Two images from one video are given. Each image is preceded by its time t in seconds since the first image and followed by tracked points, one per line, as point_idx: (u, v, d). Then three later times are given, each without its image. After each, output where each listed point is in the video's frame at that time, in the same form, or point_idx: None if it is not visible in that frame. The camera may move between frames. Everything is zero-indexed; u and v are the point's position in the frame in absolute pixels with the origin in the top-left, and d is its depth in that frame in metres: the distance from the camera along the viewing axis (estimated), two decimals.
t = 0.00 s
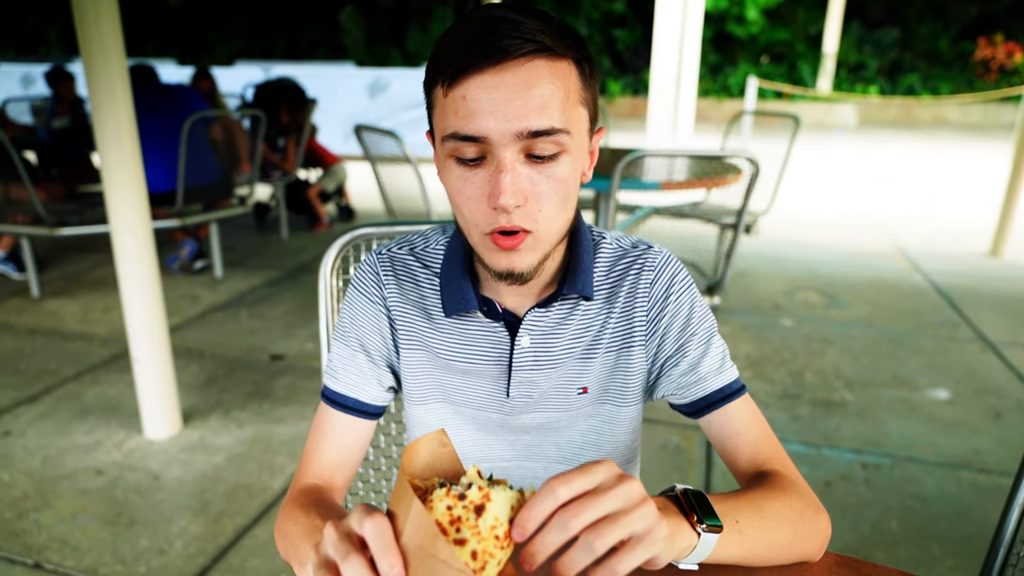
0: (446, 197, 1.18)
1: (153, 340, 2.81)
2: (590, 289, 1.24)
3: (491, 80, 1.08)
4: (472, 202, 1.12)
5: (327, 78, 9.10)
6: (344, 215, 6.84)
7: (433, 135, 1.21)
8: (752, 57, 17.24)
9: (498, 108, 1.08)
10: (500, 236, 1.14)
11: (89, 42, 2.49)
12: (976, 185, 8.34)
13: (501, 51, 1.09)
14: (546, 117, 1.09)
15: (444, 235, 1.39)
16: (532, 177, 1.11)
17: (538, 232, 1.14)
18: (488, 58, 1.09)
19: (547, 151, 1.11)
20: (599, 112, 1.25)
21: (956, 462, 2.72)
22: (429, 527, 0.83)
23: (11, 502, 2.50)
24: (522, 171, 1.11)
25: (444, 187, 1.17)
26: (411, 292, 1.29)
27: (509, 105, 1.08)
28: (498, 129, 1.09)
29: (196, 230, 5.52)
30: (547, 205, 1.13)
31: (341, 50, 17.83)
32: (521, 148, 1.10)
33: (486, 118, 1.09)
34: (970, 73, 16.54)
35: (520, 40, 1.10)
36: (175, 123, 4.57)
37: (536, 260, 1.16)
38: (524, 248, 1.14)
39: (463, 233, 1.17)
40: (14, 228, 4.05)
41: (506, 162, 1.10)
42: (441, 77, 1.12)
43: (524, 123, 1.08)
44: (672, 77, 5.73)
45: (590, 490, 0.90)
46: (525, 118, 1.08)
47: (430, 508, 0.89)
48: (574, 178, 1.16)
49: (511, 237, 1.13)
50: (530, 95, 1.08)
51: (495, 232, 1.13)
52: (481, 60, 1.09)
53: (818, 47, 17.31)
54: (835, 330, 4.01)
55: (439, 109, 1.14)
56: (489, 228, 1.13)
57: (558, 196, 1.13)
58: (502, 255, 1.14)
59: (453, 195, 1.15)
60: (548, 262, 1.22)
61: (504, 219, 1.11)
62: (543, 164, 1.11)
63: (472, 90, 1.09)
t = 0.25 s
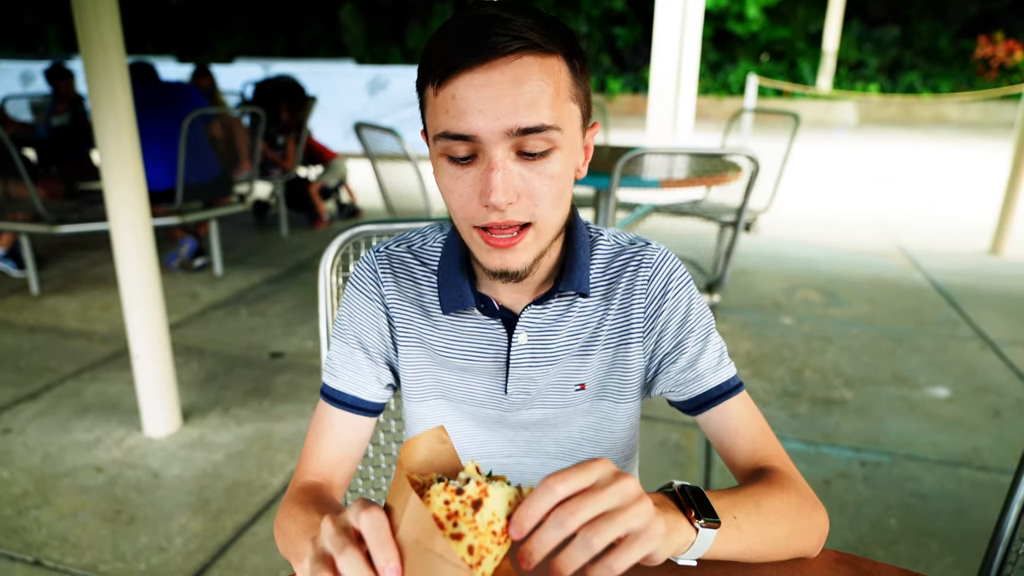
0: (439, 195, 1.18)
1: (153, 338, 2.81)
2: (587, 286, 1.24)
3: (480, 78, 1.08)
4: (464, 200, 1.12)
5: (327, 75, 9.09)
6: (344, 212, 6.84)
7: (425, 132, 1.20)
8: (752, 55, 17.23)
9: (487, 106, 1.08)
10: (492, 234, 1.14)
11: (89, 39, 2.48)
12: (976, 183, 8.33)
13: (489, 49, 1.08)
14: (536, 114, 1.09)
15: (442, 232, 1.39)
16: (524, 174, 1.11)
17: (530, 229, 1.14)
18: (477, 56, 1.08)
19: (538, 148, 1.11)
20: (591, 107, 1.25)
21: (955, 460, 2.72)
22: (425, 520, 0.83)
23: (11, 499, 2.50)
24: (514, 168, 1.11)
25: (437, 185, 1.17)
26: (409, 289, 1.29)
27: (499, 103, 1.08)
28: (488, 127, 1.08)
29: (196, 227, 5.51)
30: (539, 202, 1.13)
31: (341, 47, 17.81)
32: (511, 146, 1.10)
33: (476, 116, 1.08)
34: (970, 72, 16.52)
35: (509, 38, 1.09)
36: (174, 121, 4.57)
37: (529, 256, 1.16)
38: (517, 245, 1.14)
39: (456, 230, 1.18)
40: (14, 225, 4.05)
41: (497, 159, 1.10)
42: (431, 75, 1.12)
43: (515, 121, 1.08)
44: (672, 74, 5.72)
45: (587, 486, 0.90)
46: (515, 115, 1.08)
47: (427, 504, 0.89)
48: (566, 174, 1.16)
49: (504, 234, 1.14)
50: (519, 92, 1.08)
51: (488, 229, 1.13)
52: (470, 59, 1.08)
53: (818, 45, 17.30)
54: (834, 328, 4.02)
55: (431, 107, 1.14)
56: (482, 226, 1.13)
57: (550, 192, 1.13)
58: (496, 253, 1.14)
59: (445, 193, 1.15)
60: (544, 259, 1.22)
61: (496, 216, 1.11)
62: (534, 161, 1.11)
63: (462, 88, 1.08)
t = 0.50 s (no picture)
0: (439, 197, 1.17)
1: (153, 337, 2.81)
2: (588, 286, 1.24)
3: (478, 79, 1.08)
4: (464, 202, 1.12)
5: (327, 74, 9.08)
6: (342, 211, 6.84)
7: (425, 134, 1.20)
8: (752, 53, 17.23)
9: (485, 107, 1.07)
10: (492, 236, 1.13)
11: (89, 37, 2.48)
12: (976, 181, 8.33)
13: (487, 50, 1.08)
14: (534, 115, 1.08)
15: (443, 232, 1.38)
16: (522, 176, 1.11)
17: (530, 230, 1.14)
18: (475, 58, 1.08)
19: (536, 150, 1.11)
20: (591, 107, 1.24)
21: (956, 458, 2.72)
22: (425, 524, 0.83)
23: (11, 498, 2.50)
24: (512, 169, 1.10)
25: (437, 187, 1.17)
26: (409, 288, 1.29)
27: (497, 104, 1.07)
28: (486, 129, 1.08)
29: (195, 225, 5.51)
30: (537, 203, 1.12)
31: (340, 46, 17.80)
32: (509, 147, 1.10)
33: (474, 118, 1.08)
34: (970, 69, 16.50)
35: (506, 40, 1.09)
36: (174, 119, 4.56)
37: (528, 257, 1.16)
38: (516, 246, 1.14)
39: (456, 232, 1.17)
40: (14, 224, 4.05)
41: (496, 160, 1.10)
42: (429, 77, 1.12)
43: (513, 122, 1.08)
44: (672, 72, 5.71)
45: (586, 485, 0.90)
46: (513, 117, 1.08)
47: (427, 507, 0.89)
48: (566, 175, 1.15)
49: (503, 236, 1.13)
50: (517, 93, 1.08)
51: (487, 231, 1.13)
52: (468, 60, 1.08)
53: (818, 42, 17.29)
54: (835, 326, 4.02)
55: (429, 110, 1.13)
56: (481, 228, 1.13)
57: (549, 193, 1.13)
58: (495, 255, 1.14)
59: (445, 195, 1.15)
60: (544, 259, 1.22)
61: (495, 218, 1.11)
62: (532, 162, 1.11)
63: (460, 89, 1.08)
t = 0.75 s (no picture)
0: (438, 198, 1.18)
1: (154, 336, 2.81)
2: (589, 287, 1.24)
3: (476, 81, 1.08)
4: (462, 203, 1.13)
5: (327, 74, 9.08)
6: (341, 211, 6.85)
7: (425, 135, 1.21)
8: (752, 53, 17.23)
9: (482, 109, 1.08)
10: (491, 237, 1.14)
11: (89, 36, 2.48)
12: (975, 180, 8.33)
13: (484, 53, 1.08)
14: (531, 117, 1.09)
15: (444, 232, 1.39)
16: (520, 178, 1.11)
17: (528, 231, 1.14)
18: (473, 60, 1.08)
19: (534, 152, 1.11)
20: (591, 108, 1.25)
21: (956, 458, 2.73)
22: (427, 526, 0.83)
23: (12, 498, 2.50)
24: (510, 171, 1.11)
25: (436, 189, 1.17)
26: (410, 288, 1.29)
27: (495, 106, 1.08)
28: (483, 131, 1.08)
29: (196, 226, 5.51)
30: (535, 204, 1.13)
31: (340, 46, 17.82)
32: (507, 149, 1.10)
33: (472, 120, 1.08)
34: (970, 68, 16.49)
35: (504, 42, 1.09)
36: (175, 119, 4.57)
37: (526, 258, 1.16)
38: (514, 247, 1.14)
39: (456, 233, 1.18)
40: (14, 224, 4.05)
41: (493, 162, 1.10)
42: (428, 79, 1.12)
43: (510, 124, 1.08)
44: (671, 72, 5.71)
45: (587, 482, 0.90)
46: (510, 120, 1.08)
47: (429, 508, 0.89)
48: (564, 177, 1.16)
49: (501, 237, 1.13)
50: (515, 95, 1.08)
51: (486, 233, 1.13)
52: (465, 62, 1.08)
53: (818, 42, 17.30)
54: (835, 326, 4.02)
55: (428, 112, 1.14)
56: (479, 229, 1.13)
57: (548, 195, 1.14)
58: (493, 257, 1.15)
59: (444, 196, 1.15)
60: (544, 260, 1.22)
61: (494, 219, 1.11)
62: (530, 164, 1.11)
63: (458, 91, 1.08)
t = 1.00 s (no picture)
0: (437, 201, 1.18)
1: (155, 337, 2.82)
2: (588, 287, 1.24)
3: (473, 85, 1.08)
4: (461, 207, 1.13)
5: (327, 76, 9.09)
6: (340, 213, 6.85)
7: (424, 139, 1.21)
8: (751, 54, 17.25)
9: (480, 113, 1.08)
10: (490, 241, 1.14)
11: (90, 38, 2.48)
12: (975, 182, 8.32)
13: (481, 57, 1.09)
14: (528, 121, 1.09)
15: (444, 233, 1.39)
16: (517, 181, 1.11)
17: (526, 234, 1.15)
18: (470, 64, 1.09)
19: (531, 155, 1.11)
20: (590, 110, 1.25)
21: (956, 459, 2.73)
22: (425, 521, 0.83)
23: (13, 499, 2.51)
24: (508, 174, 1.11)
25: (435, 193, 1.18)
26: (411, 290, 1.29)
27: (492, 110, 1.08)
28: (480, 135, 1.08)
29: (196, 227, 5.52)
30: (533, 207, 1.13)
31: (341, 48, 17.84)
32: (505, 152, 1.10)
33: (470, 123, 1.08)
34: (970, 69, 16.49)
35: (501, 46, 1.10)
36: (175, 121, 4.57)
37: (525, 261, 1.17)
38: (513, 250, 1.15)
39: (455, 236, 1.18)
40: (15, 225, 4.05)
41: (491, 165, 1.10)
42: (425, 83, 1.13)
43: (508, 127, 1.08)
44: (671, 74, 5.71)
45: (583, 470, 0.90)
46: (507, 123, 1.08)
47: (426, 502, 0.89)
48: (563, 179, 1.16)
49: (500, 239, 1.14)
50: (512, 99, 1.08)
51: (485, 236, 1.14)
52: (463, 67, 1.09)
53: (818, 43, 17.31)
54: (835, 327, 4.02)
55: (426, 116, 1.14)
56: (478, 233, 1.14)
57: (546, 198, 1.14)
58: (492, 259, 1.15)
59: (443, 200, 1.15)
60: (544, 261, 1.23)
61: (492, 222, 1.12)
62: (528, 167, 1.12)
63: (455, 96, 1.09)
